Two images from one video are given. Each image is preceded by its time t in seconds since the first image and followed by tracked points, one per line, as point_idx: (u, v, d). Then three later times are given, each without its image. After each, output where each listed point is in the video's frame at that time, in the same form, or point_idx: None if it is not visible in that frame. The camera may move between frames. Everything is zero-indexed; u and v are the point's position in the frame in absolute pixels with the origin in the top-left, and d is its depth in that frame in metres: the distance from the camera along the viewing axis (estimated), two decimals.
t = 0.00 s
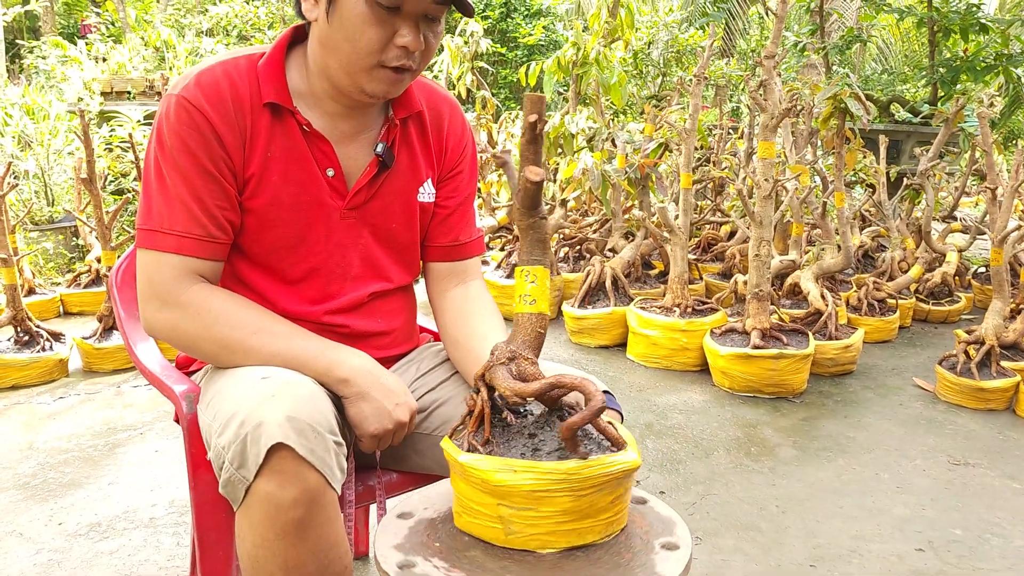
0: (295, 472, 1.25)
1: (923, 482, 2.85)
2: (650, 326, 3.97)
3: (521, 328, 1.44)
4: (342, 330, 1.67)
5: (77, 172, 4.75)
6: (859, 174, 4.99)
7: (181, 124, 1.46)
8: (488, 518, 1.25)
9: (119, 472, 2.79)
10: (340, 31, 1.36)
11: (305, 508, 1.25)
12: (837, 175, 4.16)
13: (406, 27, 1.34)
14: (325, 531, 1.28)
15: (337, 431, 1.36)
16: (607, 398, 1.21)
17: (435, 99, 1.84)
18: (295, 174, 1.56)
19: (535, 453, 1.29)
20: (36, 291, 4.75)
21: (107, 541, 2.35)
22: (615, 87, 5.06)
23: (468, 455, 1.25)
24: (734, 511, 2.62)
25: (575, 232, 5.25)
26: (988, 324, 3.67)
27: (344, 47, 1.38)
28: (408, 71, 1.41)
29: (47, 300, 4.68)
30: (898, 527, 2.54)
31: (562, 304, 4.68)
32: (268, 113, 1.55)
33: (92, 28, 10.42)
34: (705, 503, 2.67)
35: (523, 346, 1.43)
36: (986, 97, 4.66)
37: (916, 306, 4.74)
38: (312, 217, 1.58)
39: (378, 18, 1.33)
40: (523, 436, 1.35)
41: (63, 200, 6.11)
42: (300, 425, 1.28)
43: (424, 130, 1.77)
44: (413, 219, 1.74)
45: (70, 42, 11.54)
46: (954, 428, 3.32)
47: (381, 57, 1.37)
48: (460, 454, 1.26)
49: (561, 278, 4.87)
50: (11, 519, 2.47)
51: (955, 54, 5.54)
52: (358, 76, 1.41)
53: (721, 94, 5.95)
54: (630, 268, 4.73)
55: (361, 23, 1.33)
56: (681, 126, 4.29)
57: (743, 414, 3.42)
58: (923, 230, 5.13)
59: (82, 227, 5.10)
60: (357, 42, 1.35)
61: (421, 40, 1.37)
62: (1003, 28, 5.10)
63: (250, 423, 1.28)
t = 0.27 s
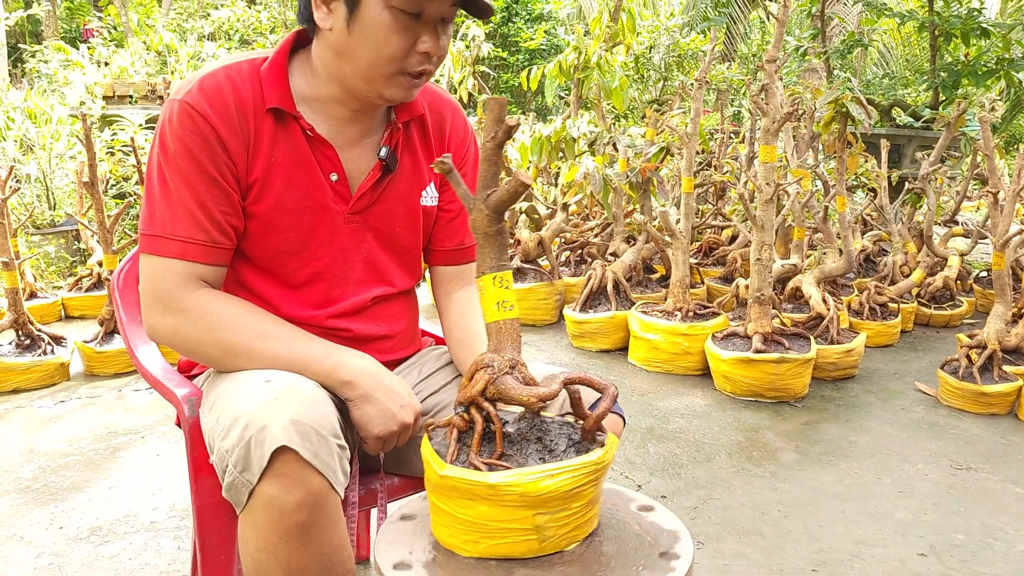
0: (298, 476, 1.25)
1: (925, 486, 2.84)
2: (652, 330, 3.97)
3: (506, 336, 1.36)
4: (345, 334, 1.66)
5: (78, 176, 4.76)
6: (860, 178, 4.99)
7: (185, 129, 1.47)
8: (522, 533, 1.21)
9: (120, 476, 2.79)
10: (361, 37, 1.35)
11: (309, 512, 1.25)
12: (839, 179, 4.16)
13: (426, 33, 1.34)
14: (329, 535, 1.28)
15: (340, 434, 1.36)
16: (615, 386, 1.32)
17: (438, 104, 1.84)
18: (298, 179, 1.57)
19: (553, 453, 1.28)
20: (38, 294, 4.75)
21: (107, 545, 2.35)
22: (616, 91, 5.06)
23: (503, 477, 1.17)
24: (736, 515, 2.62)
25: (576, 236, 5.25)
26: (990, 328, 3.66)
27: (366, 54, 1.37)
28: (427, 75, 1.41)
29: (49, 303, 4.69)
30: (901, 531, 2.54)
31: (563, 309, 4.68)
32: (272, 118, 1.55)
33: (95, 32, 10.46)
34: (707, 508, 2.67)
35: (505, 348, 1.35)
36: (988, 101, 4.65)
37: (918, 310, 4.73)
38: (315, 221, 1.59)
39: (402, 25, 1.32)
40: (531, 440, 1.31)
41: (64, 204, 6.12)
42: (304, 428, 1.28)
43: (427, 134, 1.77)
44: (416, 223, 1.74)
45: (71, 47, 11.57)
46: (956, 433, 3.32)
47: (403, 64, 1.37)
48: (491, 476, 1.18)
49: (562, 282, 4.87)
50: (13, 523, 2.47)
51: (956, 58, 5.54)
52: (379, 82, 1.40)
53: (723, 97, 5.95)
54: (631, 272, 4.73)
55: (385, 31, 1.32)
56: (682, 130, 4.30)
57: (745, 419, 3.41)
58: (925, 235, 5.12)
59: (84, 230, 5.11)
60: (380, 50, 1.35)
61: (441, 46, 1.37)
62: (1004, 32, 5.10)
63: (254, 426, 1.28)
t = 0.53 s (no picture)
0: (299, 479, 1.25)
1: (926, 490, 2.84)
2: (652, 333, 3.97)
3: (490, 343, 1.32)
4: (346, 338, 1.66)
5: (79, 179, 4.76)
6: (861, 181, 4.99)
7: (185, 133, 1.47)
8: (559, 535, 1.21)
9: (120, 479, 2.79)
10: (389, 46, 1.36)
11: (308, 515, 1.25)
12: (839, 182, 4.16)
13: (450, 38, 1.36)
14: (329, 538, 1.28)
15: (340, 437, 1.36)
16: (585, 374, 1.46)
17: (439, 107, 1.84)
18: (298, 182, 1.57)
19: (557, 449, 1.30)
20: (39, 297, 4.75)
21: (108, 548, 2.35)
22: (617, 94, 5.06)
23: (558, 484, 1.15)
24: (737, 518, 2.61)
25: (576, 238, 5.26)
26: (991, 331, 3.66)
27: (392, 62, 1.38)
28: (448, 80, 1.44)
29: (49, 306, 4.69)
30: (902, 535, 2.53)
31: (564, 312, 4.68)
32: (272, 121, 1.55)
33: (95, 36, 10.47)
34: (707, 511, 2.66)
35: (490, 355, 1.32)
36: (989, 104, 4.65)
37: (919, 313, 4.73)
38: (316, 225, 1.59)
39: (430, 30, 1.34)
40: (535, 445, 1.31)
41: (65, 207, 6.13)
42: (303, 432, 1.28)
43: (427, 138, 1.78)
44: (416, 226, 1.74)
45: (72, 50, 11.57)
46: (957, 436, 3.31)
47: (430, 70, 1.39)
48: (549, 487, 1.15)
49: (563, 284, 4.87)
50: (13, 527, 2.47)
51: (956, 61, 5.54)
52: (403, 89, 1.42)
53: (724, 99, 5.95)
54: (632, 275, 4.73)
55: (413, 39, 1.34)
56: (683, 133, 4.29)
57: (746, 421, 3.41)
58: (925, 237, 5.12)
59: (85, 233, 5.11)
60: (408, 57, 1.36)
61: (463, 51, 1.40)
62: (1004, 35, 5.10)
63: (253, 429, 1.28)
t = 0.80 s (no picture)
0: (299, 481, 1.25)
1: (927, 491, 2.84)
2: (652, 335, 3.96)
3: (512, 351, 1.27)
4: (345, 341, 1.66)
5: (79, 181, 4.76)
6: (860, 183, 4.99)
7: (184, 136, 1.47)
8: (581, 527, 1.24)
9: (119, 481, 2.78)
10: (383, 47, 1.36)
11: (308, 517, 1.25)
12: (839, 184, 4.16)
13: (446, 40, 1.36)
14: (328, 540, 1.28)
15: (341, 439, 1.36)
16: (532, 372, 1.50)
17: (439, 110, 1.84)
18: (298, 185, 1.57)
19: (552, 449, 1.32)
20: (38, 299, 4.76)
21: (107, 550, 2.34)
22: (616, 95, 5.06)
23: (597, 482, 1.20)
24: (737, 520, 2.61)
25: (576, 240, 5.26)
26: (990, 332, 3.66)
27: (386, 63, 1.38)
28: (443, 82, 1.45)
29: (48, 308, 4.69)
30: (902, 536, 2.53)
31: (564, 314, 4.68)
32: (271, 125, 1.55)
33: (95, 38, 10.47)
34: (707, 513, 2.66)
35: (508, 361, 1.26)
36: (988, 106, 4.65)
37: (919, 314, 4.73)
38: (315, 228, 1.59)
39: (424, 33, 1.34)
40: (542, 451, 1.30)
41: (65, 209, 6.14)
42: (304, 434, 1.28)
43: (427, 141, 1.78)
44: (416, 228, 1.74)
45: (72, 52, 11.58)
46: (957, 437, 3.31)
47: (425, 72, 1.40)
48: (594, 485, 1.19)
49: (562, 286, 4.87)
50: (12, 529, 2.47)
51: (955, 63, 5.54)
52: (397, 91, 1.42)
53: (724, 100, 5.94)
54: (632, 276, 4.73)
55: (407, 41, 1.34)
56: (682, 135, 4.29)
57: (745, 423, 3.41)
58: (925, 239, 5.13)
59: (84, 235, 5.11)
60: (402, 59, 1.36)
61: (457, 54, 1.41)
62: (1003, 37, 5.10)
63: (253, 432, 1.28)
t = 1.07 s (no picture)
0: (294, 484, 1.25)
1: (926, 492, 2.84)
2: (651, 336, 3.96)
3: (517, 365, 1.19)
4: (342, 342, 1.66)
5: (77, 182, 4.75)
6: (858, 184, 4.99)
7: (181, 136, 1.47)
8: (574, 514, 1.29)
9: (117, 482, 2.78)
10: (360, 49, 1.36)
11: (304, 520, 1.25)
12: (837, 184, 4.16)
13: (426, 45, 1.34)
14: (325, 543, 1.27)
15: (336, 442, 1.36)
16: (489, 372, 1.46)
17: (436, 111, 1.84)
18: (294, 186, 1.57)
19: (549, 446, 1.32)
20: (36, 301, 4.75)
21: (105, 552, 2.34)
22: (615, 96, 5.06)
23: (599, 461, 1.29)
24: (735, 521, 2.61)
25: (574, 241, 5.26)
26: (988, 333, 3.66)
27: (364, 65, 1.37)
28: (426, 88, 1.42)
29: (46, 310, 4.68)
30: (901, 537, 2.53)
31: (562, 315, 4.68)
32: (268, 125, 1.55)
33: (94, 39, 10.46)
34: (706, 514, 2.66)
35: (535, 370, 1.19)
36: (987, 106, 4.65)
37: (917, 315, 4.74)
38: (311, 229, 1.58)
39: (403, 39, 1.33)
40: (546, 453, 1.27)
41: (63, 210, 6.13)
42: (300, 436, 1.28)
43: (424, 142, 1.77)
44: (413, 230, 1.74)
45: (70, 53, 11.57)
46: (955, 437, 3.32)
47: (403, 77, 1.38)
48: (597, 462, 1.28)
49: (561, 287, 4.86)
50: (10, 531, 2.46)
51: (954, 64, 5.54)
52: (378, 93, 1.41)
53: (723, 101, 5.94)
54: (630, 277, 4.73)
55: (385, 43, 1.33)
56: (681, 136, 4.29)
57: (744, 424, 3.41)
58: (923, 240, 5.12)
59: (83, 236, 5.10)
60: (379, 62, 1.35)
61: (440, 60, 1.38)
62: (1001, 37, 5.11)
63: (249, 434, 1.27)
